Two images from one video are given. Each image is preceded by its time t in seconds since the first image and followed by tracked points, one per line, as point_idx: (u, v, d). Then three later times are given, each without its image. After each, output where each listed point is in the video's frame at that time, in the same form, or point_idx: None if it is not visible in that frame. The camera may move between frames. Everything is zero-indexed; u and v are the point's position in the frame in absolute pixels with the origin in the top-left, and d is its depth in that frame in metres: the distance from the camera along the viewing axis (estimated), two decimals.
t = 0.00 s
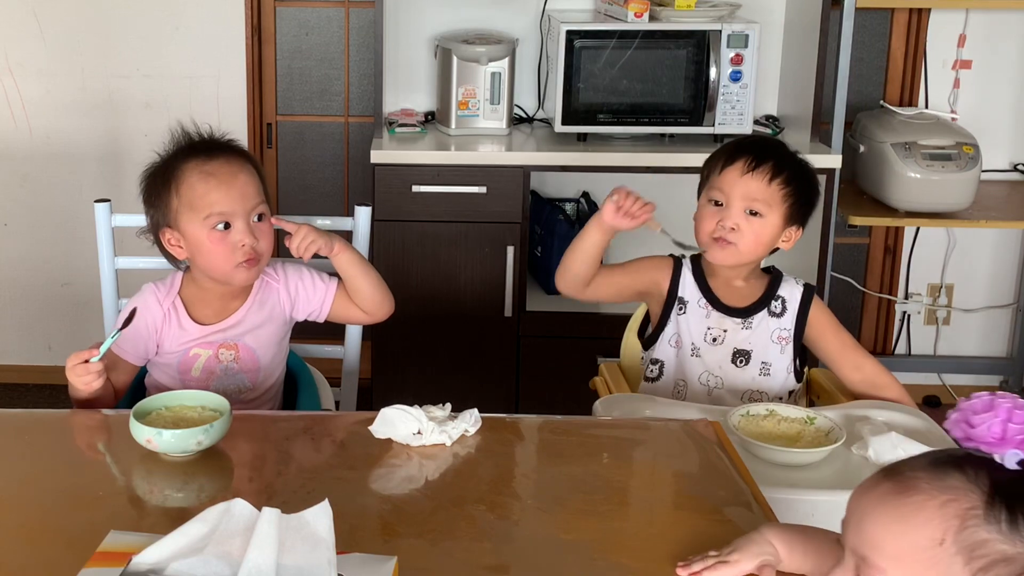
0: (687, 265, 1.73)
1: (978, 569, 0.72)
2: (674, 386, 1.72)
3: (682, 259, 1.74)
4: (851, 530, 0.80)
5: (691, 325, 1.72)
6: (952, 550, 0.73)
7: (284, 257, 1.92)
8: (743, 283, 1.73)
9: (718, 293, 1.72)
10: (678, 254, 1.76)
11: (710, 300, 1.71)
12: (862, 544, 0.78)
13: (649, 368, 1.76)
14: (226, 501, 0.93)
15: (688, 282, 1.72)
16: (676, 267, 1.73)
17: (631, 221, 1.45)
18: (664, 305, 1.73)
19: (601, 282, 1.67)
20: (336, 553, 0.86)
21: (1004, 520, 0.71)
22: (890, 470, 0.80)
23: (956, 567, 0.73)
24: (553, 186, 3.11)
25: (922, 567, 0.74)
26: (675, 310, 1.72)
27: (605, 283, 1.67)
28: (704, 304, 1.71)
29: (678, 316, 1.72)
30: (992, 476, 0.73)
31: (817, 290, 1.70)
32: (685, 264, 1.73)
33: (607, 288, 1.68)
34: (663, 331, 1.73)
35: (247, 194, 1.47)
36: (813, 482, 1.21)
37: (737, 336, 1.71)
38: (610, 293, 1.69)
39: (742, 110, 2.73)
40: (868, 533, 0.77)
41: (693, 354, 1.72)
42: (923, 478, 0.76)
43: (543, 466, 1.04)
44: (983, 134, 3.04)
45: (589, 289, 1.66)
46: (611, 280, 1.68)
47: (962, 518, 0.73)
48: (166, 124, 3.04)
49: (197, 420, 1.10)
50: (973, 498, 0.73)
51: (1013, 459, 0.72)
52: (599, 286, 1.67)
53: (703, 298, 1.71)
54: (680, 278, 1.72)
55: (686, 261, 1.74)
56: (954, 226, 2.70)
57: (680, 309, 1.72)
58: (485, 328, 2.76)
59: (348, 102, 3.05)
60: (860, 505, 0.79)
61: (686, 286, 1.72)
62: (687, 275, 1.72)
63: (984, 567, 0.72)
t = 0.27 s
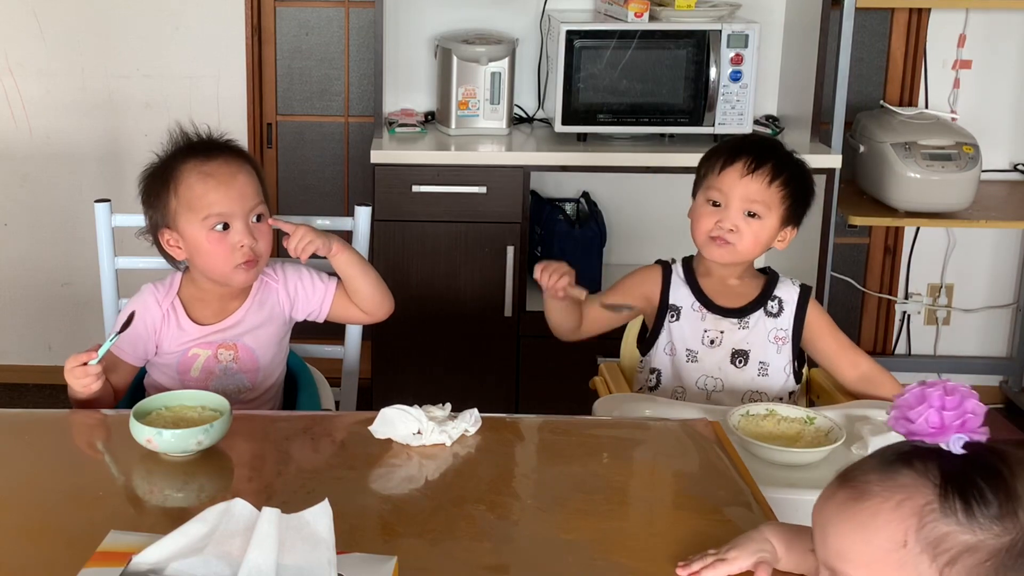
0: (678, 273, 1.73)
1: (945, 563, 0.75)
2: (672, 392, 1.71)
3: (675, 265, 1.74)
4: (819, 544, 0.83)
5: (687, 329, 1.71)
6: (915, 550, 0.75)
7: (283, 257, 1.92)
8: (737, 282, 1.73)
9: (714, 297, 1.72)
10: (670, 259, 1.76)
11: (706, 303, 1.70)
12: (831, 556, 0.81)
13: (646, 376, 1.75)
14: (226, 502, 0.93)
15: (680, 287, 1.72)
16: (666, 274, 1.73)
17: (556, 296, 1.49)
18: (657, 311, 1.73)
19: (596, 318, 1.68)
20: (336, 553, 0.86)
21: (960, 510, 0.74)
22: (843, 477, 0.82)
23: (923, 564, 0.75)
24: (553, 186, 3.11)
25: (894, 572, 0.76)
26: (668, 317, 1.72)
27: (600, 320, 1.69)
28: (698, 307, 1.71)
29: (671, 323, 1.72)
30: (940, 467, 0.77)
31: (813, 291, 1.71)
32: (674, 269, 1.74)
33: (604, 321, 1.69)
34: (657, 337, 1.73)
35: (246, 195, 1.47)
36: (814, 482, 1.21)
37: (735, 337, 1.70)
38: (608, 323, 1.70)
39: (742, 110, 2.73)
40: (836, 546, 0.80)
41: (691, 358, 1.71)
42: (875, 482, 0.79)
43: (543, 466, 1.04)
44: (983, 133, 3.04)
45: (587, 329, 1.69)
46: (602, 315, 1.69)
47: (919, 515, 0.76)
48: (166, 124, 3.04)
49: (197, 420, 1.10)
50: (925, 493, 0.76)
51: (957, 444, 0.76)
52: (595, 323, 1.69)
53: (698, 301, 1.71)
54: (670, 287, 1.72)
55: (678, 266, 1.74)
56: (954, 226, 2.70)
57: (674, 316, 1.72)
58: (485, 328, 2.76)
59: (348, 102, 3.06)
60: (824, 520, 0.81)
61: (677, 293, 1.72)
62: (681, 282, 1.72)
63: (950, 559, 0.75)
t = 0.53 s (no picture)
0: (676, 275, 1.73)
1: (927, 555, 0.75)
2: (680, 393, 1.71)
3: (671, 270, 1.74)
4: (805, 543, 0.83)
5: (691, 329, 1.72)
6: (897, 544, 0.76)
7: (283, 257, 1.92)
8: (735, 278, 1.74)
9: (712, 293, 1.73)
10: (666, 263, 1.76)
11: (708, 302, 1.71)
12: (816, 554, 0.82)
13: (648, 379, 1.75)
14: (226, 502, 0.93)
15: (680, 289, 1.72)
16: (662, 279, 1.73)
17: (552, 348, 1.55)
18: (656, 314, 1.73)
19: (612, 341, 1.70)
20: (336, 553, 0.86)
21: (940, 501, 0.75)
22: (827, 474, 0.84)
23: (906, 557, 0.76)
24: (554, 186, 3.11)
25: (879, 566, 0.77)
26: (668, 318, 1.72)
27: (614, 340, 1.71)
28: (700, 306, 1.71)
29: (674, 325, 1.72)
30: (919, 460, 0.78)
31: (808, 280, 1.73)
32: (671, 272, 1.74)
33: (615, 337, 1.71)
34: (657, 339, 1.73)
35: (245, 196, 1.47)
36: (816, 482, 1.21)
37: (740, 332, 1.71)
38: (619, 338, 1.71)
39: (742, 110, 2.74)
40: (820, 545, 0.81)
41: (698, 357, 1.72)
42: (855, 477, 0.80)
43: (543, 466, 1.04)
44: (983, 133, 3.04)
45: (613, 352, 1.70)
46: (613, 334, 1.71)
47: (900, 508, 0.76)
48: (166, 123, 3.04)
49: (197, 420, 1.10)
50: (906, 486, 0.77)
51: (936, 434, 0.78)
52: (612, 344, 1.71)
53: (698, 301, 1.71)
54: (668, 288, 1.72)
55: (673, 270, 1.74)
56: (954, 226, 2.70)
57: (675, 318, 1.72)
58: (485, 328, 2.76)
59: (348, 102, 3.06)
60: (808, 518, 0.82)
61: (677, 295, 1.72)
62: (679, 284, 1.72)
63: (932, 551, 0.75)
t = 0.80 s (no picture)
0: (670, 272, 1.73)
1: (893, 539, 0.72)
2: (673, 389, 1.71)
3: (665, 265, 1.74)
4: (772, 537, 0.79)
5: (682, 326, 1.72)
6: (862, 529, 0.73)
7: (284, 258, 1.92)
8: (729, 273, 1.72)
9: (700, 289, 1.72)
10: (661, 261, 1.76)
11: (696, 297, 1.71)
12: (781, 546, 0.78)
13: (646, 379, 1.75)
14: (226, 502, 0.93)
15: (672, 285, 1.72)
16: (656, 275, 1.73)
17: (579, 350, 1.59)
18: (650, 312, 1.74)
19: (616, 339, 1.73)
20: (336, 553, 0.86)
21: (903, 483, 0.72)
22: (790, 464, 0.80)
23: (872, 542, 0.73)
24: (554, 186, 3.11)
25: (845, 554, 0.74)
26: (661, 314, 1.73)
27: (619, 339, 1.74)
28: (689, 302, 1.72)
29: (666, 321, 1.72)
30: (880, 443, 0.75)
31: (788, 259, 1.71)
32: (666, 268, 1.74)
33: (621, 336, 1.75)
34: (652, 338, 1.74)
35: (246, 197, 1.47)
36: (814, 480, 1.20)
37: (729, 322, 1.70)
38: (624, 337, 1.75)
39: (742, 110, 2.73)
40: (786, 535, 0.77)
41: (692, 353, 1.72)
42: (818, 464, 0.76)
43: (543, 466, 1.04)
44: (983, 133, 3.04)
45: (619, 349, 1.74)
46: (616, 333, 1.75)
47: (863, 493, 0.73)
48: (166, 123, 3.04)
49: (197, 420, 1.10)
50: (868, 470, 0.74)
51: (896, 417, 0.76)
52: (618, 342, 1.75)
53: (688, 297, 1.71)
54: (661, 287, 1.73)
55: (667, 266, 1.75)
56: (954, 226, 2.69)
57: (667, 314, 1.72)
58: (486, 328, 2.76)
59: (348, 102, 3.06)
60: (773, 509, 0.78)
61: (669, 292, 1.72)
62: (671, 282, 1.72)
63: (898, 535, 0.72)
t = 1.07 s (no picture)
0: (663, 268, 1.73)
1: (860, 506, 0.80)
2: (667, 386, 1.72)
3: (658, 263, 1.75)
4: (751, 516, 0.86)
5: (672, 323, 1.72)
6: (830, 499, 0.80)
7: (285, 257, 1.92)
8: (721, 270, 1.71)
9: (691, 285, 1.71)
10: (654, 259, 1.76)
11: (684, 294, 1.71)
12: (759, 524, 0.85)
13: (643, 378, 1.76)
14: (226, 502, 0.93)
15: (662, 283, 1.72)
16: (649, 273, 1.74)
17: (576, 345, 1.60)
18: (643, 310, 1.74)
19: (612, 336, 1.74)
20: (336, 553, 0.86)
21: (864, 450, 0.80)
22: (759, 446, 0.87)
23: (841, 510, 0.80)
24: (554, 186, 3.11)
25: (818, 524, 0.81)
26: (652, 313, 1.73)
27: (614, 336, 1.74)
28: (678, 299, 1.71)
29: (658, 319, 1.73)
30: (840, 412, 0.82)
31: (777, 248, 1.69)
32: (659, 267, 1.74)
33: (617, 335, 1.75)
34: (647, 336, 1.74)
35: (246, 197, 1.47)
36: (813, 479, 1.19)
37: (719, 317, 1.69)
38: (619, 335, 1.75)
39: (742, 110, 2.73)
40: (761, 513, 0.84)
41: (683, 350, 1.71)
42: (783, 442, 0.84)
43: (543, 466, 1.04)
44: (983, 133, 3.04)
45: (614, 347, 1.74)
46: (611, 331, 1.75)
47: (828, 462, 0.81)
48: (166, 123, 3.04)
49: (197, 420, 1.10)
50: (830, 441, 0.81)
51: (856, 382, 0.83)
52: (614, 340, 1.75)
53: (677, 294, 1.71)
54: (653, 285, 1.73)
55: (661, 264, 1.75)
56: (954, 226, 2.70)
57: (658, 312, 1.73)
58: (486, 328, 2.76)
59: (348, 102, 3.06)
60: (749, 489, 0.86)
61: (658, 290, 1.73)
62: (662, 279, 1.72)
63: (865, 501, 0.79)
